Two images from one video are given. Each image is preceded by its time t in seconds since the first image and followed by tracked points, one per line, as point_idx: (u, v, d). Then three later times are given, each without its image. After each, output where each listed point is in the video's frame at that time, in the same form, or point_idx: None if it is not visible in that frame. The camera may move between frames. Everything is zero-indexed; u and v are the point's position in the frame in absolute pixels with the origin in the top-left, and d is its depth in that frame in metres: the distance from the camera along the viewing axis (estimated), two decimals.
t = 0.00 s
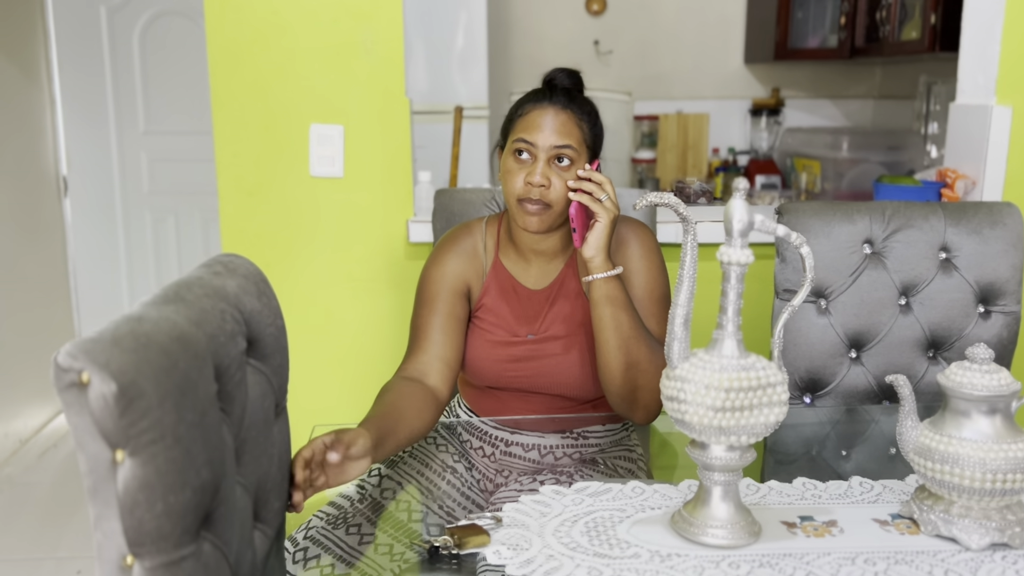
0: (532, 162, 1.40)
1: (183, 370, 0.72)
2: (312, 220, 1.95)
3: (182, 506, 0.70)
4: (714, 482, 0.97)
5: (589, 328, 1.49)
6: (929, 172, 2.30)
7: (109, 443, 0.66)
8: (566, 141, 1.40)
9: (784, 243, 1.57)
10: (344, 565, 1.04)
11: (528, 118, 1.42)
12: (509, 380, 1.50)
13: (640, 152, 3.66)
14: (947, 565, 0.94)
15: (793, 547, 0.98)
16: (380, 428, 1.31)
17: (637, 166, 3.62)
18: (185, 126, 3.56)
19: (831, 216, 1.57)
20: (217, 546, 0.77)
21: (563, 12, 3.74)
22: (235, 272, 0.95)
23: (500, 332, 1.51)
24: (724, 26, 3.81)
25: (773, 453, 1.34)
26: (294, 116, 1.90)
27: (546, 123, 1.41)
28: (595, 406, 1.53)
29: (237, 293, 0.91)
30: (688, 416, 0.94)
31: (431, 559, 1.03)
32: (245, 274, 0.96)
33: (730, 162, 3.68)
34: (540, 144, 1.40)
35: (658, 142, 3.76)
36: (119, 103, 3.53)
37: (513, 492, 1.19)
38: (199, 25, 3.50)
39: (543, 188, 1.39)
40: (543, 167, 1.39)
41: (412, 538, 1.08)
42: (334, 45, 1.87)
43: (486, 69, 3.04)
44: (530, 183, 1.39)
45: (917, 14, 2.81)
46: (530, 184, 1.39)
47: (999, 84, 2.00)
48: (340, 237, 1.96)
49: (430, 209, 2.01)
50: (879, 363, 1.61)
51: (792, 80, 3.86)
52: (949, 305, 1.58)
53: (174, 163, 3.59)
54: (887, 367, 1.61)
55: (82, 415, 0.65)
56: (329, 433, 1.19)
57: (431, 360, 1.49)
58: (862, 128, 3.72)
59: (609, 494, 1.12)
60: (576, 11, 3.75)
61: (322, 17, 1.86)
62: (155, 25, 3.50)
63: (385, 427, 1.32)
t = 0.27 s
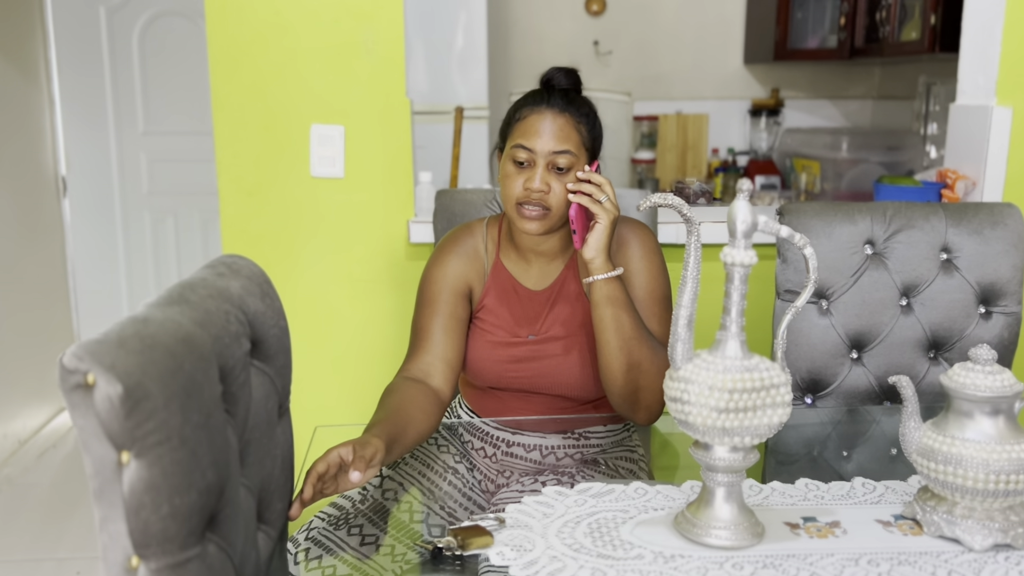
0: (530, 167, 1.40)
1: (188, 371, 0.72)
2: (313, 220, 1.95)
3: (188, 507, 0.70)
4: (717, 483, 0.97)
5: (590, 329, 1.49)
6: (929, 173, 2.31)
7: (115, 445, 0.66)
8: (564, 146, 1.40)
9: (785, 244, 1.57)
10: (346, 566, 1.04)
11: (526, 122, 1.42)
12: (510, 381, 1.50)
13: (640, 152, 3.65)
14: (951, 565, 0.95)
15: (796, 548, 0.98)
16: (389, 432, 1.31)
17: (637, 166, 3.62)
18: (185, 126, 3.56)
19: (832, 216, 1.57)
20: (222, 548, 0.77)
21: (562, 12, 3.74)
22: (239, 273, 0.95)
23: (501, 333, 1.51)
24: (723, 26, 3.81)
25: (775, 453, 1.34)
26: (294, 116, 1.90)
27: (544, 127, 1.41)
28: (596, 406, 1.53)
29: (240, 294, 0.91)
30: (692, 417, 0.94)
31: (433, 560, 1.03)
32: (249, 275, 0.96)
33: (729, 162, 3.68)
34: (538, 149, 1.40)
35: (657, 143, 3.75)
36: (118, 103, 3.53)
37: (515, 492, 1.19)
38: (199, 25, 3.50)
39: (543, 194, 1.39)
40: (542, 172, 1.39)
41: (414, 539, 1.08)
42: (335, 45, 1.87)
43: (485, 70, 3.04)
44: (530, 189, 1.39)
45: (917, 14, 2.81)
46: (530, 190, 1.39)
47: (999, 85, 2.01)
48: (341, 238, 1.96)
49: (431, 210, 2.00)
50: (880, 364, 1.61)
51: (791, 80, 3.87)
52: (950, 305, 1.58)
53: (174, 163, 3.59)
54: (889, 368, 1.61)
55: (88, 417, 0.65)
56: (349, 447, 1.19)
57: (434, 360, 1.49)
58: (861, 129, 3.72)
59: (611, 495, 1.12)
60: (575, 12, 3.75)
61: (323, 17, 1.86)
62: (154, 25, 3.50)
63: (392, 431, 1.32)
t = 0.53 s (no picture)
0: (528, 169, 1.40)
1: (189, 372, 0.72)
2: (312, 221, 1.94)
3: (188, 509, 0.70)
4: (717, 484, 0.97)
5: (589, 330, 1.49)
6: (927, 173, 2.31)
7: (115, 446, 0.66)
8: (561, 147, 1.40)
9: (785, 244, 1.57)
10: (345, 567, 1.04)
11: (523, 124, 1.42)
12: (509, 381, 1.50)
13: (638, 152, 3.61)
14: (951, 566, 0.95)
15: (796, 549, 0.98)
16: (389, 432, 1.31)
17: (636, 166, 3.56)
18: (182, 126, 3.56)
19: (831, 217, 1.57)
20: (223, 549, 0.77)
21: (560, 12, 3.74)
22: (239, 273, 0.95)
23: (500, 334, 1.51)
24: (721, 26, 3.81)
25: (775, 454, 1.34)
26: (293, 116, 1.90)
27: (541, 129, 1.40)
28: (596, 407, 1.53)
29: (241, 295, 0.91)
30: (692, 418, 0.94)
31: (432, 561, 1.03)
32: (249, 276, 0.96)
33: (727, 163, 3.68)
34: (536, 150, 1.39)
35: (655, 143, 3.74)
36: (116, 103, 3.53)
37: (515, 493, 1.19)
38: (196, 25, 3.50)
39: (541, 196, 1.39)
40: (540, 173, 1.39)
41: (413, 540, 1.08)
42: (334, 45, 1.87)
43: (484, 69, 3.04)
44: (528, 191, 1.39)
45: (915, 15, 2.81)
46: (528, 192, 1.40)
47: (998, 86, 2.01)
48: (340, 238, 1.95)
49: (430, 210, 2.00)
50: (879, 364, 1.61)
51: (789, 81, 3.87)
52: (949, 306, 1.58)
53: (171, 162, 3.58)
54: (888, 368, 1.61)
55: (88, 418, 0.65)
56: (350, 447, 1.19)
57: (434, 361, 1.49)
58: (859, 129, 3.73)
59: (611, 496, 1.12)
60: (573, 12, 3.75)
61: (322, 17, 1.86)
62: (152, 25, 3.50)
63: (393, 431, 1.32)
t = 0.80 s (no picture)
0: (523, 171, 1.40)
1: (187, 373, 0.72)
2: (309, 221, 1.94)
3: (186, 511, 0.70)
4: (717, 485, 0.97)
5: (586, 331, 1.49)
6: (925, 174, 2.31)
7: (113, 448, 0.65)
8: (555, 149, 1.40)
9: (783, 245, 1.57)
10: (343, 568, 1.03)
11: (517, 126, 1.42)
12: (507, 382, 1.50)
13: (636, 151, 3.58)
14: (951, 567, 0.94)
15: (796, 550, 0.98)
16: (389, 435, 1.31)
17: (633, 166, 3.54)
18: (179, 126, 3.55)
19: (830, 217, 1.57)
20: (221, 551, 0.77)
21: (558, 12, 3.73)
22: (237, 274, 0.94)
23: (497, 334, 1.50)
24: (718, 26, 3.82)
25: (773, 455, 1.34)
26: (291, 116, 1.90)
27: (535, 132, 1.40)
28: (593, 407, 1.52)
29: (239, 296, 0.91)
30: (692, 419, 0.94)
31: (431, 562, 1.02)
32: (247, 277, 0.96)
33: (724, 163, 3.67)
34: (530, 153, 1.39)
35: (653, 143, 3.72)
36: (112, 102, 3.52)
37: (513, 494, 1.19)
38: (193, 24, 3.49)
39: (536, 199, 1.39)
40: (534, 176, 1.39)
41: (412, 541, 1.07)
42: (332, 45, 1.87)
43: (481, 69, 3.03)
44: (523, 195, 1.39)
45: (912, 15, 2.82)
46: (523, 195, 1.39)
47: (995, 86, 2.01)
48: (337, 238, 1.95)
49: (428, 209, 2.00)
50: (877, 365, 1.61)
51: (787, 81, 3.87)
52: (947, 306, 1.58)
53: (168, 162, 3.57)
54: (886, 369, 1.61)
55: (86, 420, 0.64)
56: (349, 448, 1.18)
57: (432, 361, 1.49)
58: (856, 129, 3.73)
59: (610, 497, 1.11)
60: (571, 12, 3.74)
61: (320, 17, 1.85)
62: (148, 24, 3.49)
63: (393, 433, 1.31)
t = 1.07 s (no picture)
0: (518, 172, 1.39)
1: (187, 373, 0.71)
2: (307, 220, 1.94)
3: (186, 511, 0.69)
4: (717, 484, 0.97)
5: (583, 330, 1.49)
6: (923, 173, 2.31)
7: (112, 448, 0.65)
8: (551, 149, 1.39)
9: (782, 244, 1.57)
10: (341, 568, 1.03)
11: (513, 126, 1.41)
12: (504, 381, 1.50)
13: (633, 151, 3.67)
14: (951, 567, 0.94)
15: (797, 549, 0.98)
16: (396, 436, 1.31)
17: (630, 165, 3.64)
18: (175, 124, 3.55)
19: (829, 216, 1.57)
20: (220, 552, 0.76)
21: (556, 11, 3.73)
22: (236, 273, 0.94)
23: (494, 333, 1.50)
24: (716, 25, 3.82)
25: (772, 454, 1.34)
26: (289, 115, 1.89)
27: (531, 132, 1.40)
28: (591, 406, 1.52)
29: (238, 295, 0.90)
30: (691, 418, 0.93)
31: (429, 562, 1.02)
32: (246, 276, 0.95)
33: (722, 162, 3.67)
34: (525, 154, 1.39)
35: (650, 142, 3.72)
36: (109, 101, 3.51)
37: (512, 493, 1.19)
38: (190, 22, 3.49)
39: (532, 199, 1.38)
40: (530, 176, 1.38)
41: (410, 541, 1.07)
42: (330, 44, 1.86)
43: (479, 68, 3.03)
44: (518, 194, 1.38)
45: (910, 14, 2.82)
46: (519, 195, 1.39)
47: (993, 85, 2.01)
48: (335, 237, 1.95)
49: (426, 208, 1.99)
50: (875, 364, 1.61)
51: (784, 80, 3.88)
52: (946, 306, 1.58)
53: (165, 161, 3.57)
54: (885, 368, 1.61)
55: (85, 420, 0.64)
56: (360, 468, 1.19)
57: (430, 361, 1.49)
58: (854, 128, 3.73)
59: (610, 496, 1.11)
60: (569, 11, 3.74)
61: (318, 16, 1.85)
62: (145, 22, 3.48)
63: (397, 435, 1.31)
